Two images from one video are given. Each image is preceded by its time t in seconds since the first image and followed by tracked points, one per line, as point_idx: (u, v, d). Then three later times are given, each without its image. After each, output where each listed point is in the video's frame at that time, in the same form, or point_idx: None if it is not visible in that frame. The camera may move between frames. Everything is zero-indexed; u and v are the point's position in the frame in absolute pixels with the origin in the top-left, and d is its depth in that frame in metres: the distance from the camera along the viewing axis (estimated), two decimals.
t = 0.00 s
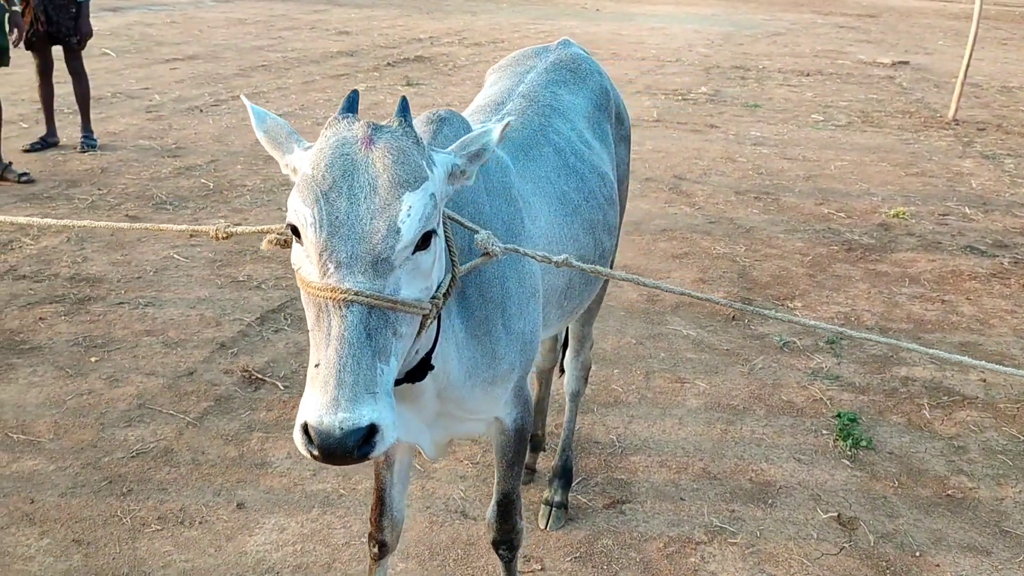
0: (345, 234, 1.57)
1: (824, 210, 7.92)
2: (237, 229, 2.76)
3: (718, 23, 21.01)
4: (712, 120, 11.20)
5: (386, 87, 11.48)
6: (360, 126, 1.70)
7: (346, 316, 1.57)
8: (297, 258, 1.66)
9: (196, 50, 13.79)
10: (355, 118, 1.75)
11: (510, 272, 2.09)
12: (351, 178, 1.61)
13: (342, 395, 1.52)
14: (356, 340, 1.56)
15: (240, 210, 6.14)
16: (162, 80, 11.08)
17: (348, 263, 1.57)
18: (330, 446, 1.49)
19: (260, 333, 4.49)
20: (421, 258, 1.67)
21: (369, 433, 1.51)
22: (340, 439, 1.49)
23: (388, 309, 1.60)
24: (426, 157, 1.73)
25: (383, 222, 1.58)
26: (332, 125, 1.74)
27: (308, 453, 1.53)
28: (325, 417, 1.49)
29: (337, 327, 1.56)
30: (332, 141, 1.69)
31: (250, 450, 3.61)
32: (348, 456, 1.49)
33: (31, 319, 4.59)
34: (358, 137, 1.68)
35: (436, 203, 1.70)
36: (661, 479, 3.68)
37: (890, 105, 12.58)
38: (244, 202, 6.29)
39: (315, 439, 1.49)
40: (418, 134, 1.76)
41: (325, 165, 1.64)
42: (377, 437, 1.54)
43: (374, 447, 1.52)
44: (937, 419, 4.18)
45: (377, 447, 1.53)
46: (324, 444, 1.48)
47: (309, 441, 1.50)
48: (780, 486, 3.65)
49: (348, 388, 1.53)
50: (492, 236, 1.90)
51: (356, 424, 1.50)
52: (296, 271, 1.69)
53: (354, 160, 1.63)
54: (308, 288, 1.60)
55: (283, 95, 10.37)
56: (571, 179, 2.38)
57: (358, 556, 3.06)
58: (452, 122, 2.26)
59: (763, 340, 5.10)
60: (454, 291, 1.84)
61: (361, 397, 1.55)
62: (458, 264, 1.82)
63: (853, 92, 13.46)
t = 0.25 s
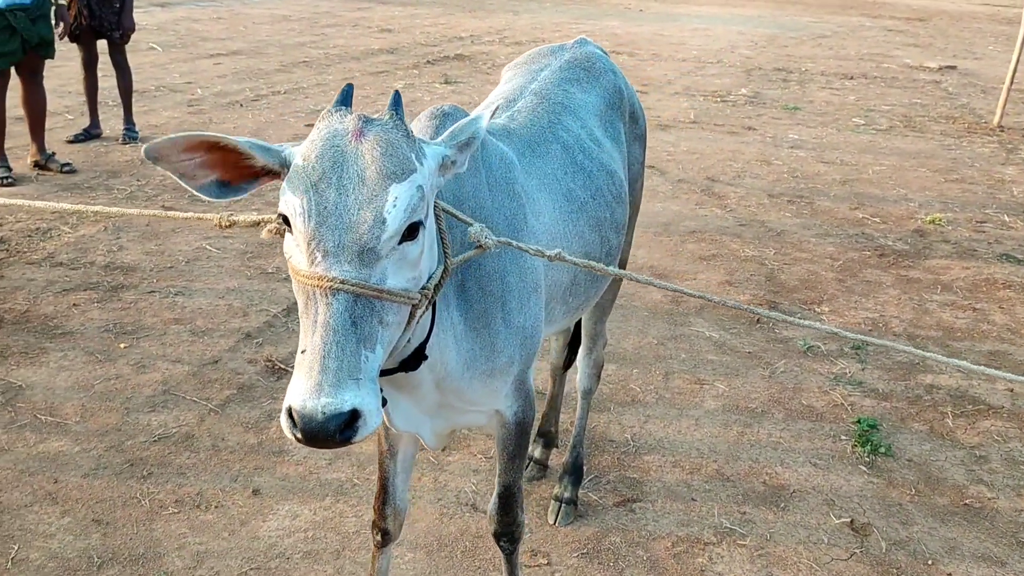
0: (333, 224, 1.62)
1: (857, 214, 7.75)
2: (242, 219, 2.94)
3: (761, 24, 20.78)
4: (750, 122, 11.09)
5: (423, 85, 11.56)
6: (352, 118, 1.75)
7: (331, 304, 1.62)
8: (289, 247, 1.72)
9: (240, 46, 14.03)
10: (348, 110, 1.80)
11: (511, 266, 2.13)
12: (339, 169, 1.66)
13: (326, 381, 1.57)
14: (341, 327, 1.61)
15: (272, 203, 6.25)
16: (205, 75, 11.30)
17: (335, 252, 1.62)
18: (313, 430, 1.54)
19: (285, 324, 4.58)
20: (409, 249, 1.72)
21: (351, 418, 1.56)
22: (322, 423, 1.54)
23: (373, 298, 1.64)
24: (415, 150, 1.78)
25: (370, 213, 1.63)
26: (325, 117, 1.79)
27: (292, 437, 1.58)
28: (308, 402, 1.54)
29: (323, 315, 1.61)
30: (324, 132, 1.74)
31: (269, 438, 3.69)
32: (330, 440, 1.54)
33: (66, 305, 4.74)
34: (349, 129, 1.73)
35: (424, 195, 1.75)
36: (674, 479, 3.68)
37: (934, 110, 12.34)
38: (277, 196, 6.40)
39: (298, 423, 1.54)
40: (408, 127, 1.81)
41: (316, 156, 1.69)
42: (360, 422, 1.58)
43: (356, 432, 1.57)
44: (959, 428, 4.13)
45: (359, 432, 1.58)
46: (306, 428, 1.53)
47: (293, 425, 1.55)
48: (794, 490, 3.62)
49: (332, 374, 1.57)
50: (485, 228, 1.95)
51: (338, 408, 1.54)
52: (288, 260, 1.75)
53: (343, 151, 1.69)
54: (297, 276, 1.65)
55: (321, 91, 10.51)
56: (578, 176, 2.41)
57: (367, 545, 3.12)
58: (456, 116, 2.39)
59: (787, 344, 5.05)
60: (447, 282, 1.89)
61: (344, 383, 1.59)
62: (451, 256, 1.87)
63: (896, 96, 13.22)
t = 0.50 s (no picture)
0: (315, 218, 1.67)
1: (876, 216, 7.54)
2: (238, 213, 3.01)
3: (788, 25, 20.62)
4: (771, 122, 11.01)
5: (444, 85, 11.62)
6: (336, 115, 1.79)
7: (313, 297, 1.66)
8: (274, 242, 1.76)
9: (264, 46, 14.17)
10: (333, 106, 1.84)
11: (502, 262, 2.17)
12: (322, 165, 1.70)
13: (307, 372, 1.61)
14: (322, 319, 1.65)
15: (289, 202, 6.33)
16: (229, 75, 11.43)
17: (317, 246, 1.66)
18: (294, 420, 1.58)
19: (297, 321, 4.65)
20: (390, 243, 1.76)
21: (331, 409, 1.60)
22: (303, 413, 1.58)
23: (354, 291, 1.68)
24: (398, 146, 1.82)
25: (351, 208, 1.67)
26: (311, 114, 1.84)
27: (275, 426, 1.62)
28: (289, 392, 1.58)
29: (304, 307, 1.65)
30: (308, 128, 1.78)
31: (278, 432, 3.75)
32: (311, 429, 1.58)
33: (85, 300, 4.84)
34: (333, 126, 1.77)
35: (406, 190, 1.79)
36: (678, 478, 3.69)
37: (959, 111, 12.17)
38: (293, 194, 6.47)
39: (280, 414, 1.58)
40: (391, 124, 1.85)
41: (299, 152, 1.73)
42: (340, 413, 1.62)
43: (336, 423, 1.61)
44: (969, 431, 4.11)
45: (340, 423, 1.62)
46: (288, 418, 1.57)
47: (275, 416, 1.59)
48: (798, 490, 3.62)
49: (312, 365, 1.62)
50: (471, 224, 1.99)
51: (318, 399, 1.59)
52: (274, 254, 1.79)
53: (327, 147, 1.73)
54: (281, 270, 1.70)
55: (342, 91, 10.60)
56: (573, 174, 2.45)
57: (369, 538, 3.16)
58: (449, 114, 2.34)
59: (798, 344, 5.02)
60: (432, 277, 1.93)
61: (326, 374, 1.63)
62: (435, 251, 1.92)
63: (921, 97, 13.07)
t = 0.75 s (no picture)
0: (307, 218, 1.70)
1: (887, 216, 7.48)
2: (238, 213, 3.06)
3: (802, 24, 20.53)
4: (783, 121, 10.97)
5: (457, 87, 11.67)
6: (328, 116, 1.83)
7: (305, 294, 1.69)
8: (267, 241, 1.80)
9: (278, 48, 14.28)
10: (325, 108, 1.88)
11: (499, 261, 2.20)
12: (314, 165, 1.74)
13: (299, 368, 1.64)
14: (314, 316, 1.69)
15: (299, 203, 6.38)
16: (242, 77, 11.53)
17: (308, 245, 1.70)
18: (286, 415, 1.62)
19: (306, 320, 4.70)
20: (381, 242, 1.79)
21: (322, 404, 1.63)
22: (294, 408, 1.62)
23: (346, 289, 1.72)
24: (389, 147, 1.86)
25: (342, 207, 1.71)
26: (304, 116, 1.87)
27: (268, 421, 1.65)
28: (281, 388, 1.61)
29: (297, 305, 1.69)
30: (301, 129, 1.82)
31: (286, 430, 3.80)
32: (302, 424, 1.61)
33: (98, 300, 4.91)
34: (325, 127, 1.80)
35: (396, 191, 1.82)
36: (682, 476, 3.70)
37: (973, 111, 12.10)
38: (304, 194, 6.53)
39: (272, 409, 1.62)
40: (383, 125, 1.89)
41: (292, 153, 1.77)
42: (331, 408, 1.65)
43: (328, 418, 1.64)
44: (976, 430, 4.11)
45: (330, 418, 1.65)
46: (279, 413, 1.61)
47: (267, 411, 1.63)
48: (802, 488, 3.63)
49: (304, 361, 1.65)
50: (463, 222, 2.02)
51: (309, 394, 1.62)
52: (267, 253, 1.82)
53: (318, 148, 1.76)
54: (275, 269, 1.73)
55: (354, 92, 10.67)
56: (571, 173, 2.48)
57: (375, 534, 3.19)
58: (445, 115, 2.39)
59: (805, 344, 5.01)
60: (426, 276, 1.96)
61: (317, 371, 1.67)
62: (429, 249, 1.96)
63: (936, 97, 12.98)
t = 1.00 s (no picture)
0: (316, 212, 1.72)
1: (903, 214, 7.41)
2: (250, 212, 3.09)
3: (819, 24, 20.42)
4: (799, 120, 10.91)
5: (471, 88, 11.70)
6: (334, 114, 1.85)
7: (315, 288, 1.71)
8: (275, 237, 1.81)
9: (295, 51, 14.37)
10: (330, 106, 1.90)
11: (505, 257, 2.21)
12: (321, 161, 1.76)
13: (310, 360, 1.66)
14: (324, 310, 1.70)
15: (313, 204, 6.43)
16: (259, 79, 11.62)
17: (318, 239, 1.71)
18: (299, 407, 1.63)
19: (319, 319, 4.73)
20: (389, 237, 1.81)
21: (334, 397, 1.64)
22: (307, 400, 1.63)
23: (354, 283, 1.73)
24: (395, 144, 1.87)
25: (351, 201, 1.73)
26: (310, 115, 1.89)
27: (279, 415, 1.66)
28: (293, 380, 1.63)
29: (307, 298, 1.70)
30: (308, 127, 1.84)
31: (299, 428, 3.83)
32: (315, 417, 1.62)
33: (114, 300, 4.97)
34: (331, 124, 1.82)
35: (403, 186, 1.84)
36: (693, 474, 3.69)
37: (992, 110, 11.99)
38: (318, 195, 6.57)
39: (284, 401, 1.63)
40: (388, 122, 1.91)
41: (300, 149, 1.79)
42: (343, 400, 1.67)
43: (340, 409, 1.65)
44: (991, 431, 4.12)
45: (342, 411, 1.66)
46: (292, 406, 1.62)
47: (279, 404, 1.64)
48: (814, 487, 3.62)
49: (315, 354, 1.67)
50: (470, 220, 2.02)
51: (322, 386, 1.63)
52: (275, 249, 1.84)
53: (325, 145, 1.78)
54: (283, 264, 1.75)
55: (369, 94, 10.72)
56: (579, 171, 2.49)
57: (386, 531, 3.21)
58: (451, 114, 2.40)
59: (819, 343, 4.98)
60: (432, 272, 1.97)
61: (328, 363, 1.68)
62: (435, 246, 1.96)
63: (954, 95, 12.87)
